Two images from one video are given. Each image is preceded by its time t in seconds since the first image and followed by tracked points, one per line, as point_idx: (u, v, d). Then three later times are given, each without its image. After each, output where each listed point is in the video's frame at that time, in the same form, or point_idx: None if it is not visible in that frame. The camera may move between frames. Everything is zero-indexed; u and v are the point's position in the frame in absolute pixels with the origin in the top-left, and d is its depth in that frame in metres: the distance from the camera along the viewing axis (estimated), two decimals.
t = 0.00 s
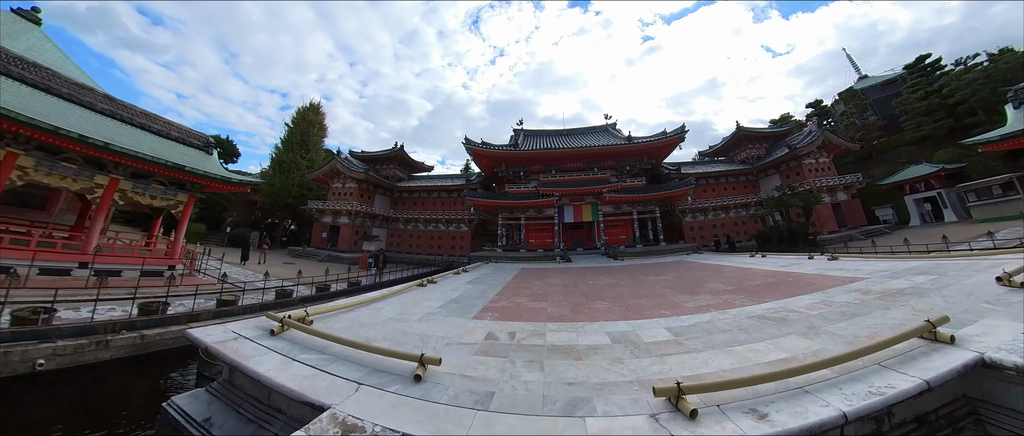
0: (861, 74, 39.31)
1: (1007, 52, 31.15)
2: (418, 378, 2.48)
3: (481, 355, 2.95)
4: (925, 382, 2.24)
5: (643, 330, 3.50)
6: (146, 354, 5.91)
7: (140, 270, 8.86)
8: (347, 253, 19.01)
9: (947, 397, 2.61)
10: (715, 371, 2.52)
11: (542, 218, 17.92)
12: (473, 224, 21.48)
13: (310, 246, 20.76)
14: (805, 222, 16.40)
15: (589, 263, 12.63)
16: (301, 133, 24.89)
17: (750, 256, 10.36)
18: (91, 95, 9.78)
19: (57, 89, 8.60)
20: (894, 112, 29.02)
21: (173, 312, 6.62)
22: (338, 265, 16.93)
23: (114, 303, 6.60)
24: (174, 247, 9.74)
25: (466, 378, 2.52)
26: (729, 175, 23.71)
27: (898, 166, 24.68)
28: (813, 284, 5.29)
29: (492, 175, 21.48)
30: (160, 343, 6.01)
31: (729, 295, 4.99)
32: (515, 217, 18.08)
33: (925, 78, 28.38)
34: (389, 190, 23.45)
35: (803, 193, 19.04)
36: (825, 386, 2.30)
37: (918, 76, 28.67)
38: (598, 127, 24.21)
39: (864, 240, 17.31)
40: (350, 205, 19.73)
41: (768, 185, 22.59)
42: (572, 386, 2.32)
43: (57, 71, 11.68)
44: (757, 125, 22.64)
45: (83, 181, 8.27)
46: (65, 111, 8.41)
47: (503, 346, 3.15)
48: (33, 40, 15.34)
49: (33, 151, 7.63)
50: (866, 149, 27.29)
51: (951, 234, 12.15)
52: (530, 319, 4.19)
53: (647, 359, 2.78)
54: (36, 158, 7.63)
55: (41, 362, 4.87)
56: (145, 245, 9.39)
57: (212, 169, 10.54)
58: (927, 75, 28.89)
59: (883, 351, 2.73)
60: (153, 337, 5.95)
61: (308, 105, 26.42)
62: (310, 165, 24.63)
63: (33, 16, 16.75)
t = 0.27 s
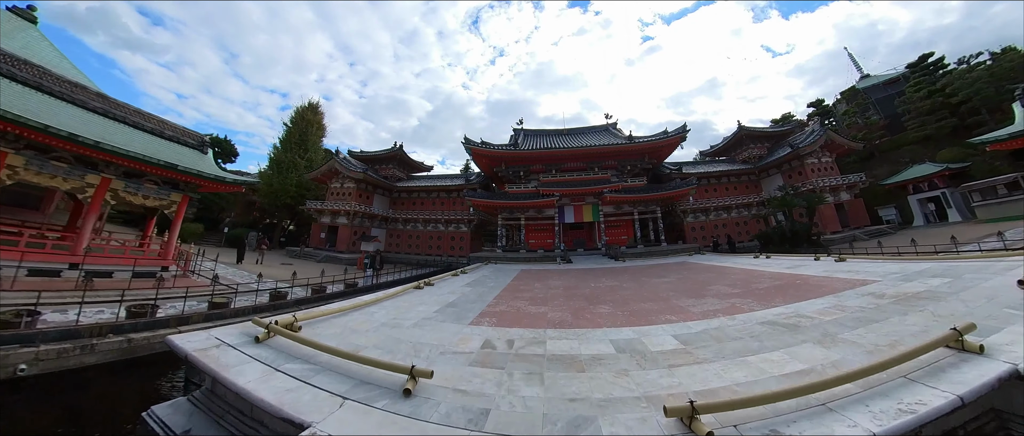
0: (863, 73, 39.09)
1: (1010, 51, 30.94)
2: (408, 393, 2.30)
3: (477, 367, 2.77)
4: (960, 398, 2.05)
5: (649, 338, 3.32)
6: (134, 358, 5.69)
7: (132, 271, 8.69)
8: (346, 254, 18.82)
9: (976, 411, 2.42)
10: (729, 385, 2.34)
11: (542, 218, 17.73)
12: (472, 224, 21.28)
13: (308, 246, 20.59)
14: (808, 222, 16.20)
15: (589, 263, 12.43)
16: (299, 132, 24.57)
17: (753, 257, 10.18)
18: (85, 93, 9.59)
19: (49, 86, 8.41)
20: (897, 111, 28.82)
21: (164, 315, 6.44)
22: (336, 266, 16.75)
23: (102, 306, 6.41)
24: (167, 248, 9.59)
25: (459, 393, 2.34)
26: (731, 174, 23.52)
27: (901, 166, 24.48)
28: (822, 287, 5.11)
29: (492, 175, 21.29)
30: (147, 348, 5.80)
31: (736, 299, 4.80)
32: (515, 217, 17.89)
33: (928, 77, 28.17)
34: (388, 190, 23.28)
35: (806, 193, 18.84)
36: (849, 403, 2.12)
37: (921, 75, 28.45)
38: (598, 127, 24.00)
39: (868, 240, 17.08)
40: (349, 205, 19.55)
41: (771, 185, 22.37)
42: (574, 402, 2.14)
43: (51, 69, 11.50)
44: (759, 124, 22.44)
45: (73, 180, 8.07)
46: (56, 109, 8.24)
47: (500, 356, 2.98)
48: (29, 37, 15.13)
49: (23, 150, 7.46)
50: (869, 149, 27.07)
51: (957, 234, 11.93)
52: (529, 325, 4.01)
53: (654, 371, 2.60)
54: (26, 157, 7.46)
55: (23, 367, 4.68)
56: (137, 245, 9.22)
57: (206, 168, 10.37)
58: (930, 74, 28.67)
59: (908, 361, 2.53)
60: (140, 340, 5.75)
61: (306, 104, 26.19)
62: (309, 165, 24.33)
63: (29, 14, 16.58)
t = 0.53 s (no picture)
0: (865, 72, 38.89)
1: (1012, 50, 30.76)
2: (398, 410, 2.17)
3: (472, 381, 2.65)
4: (987, 419, 1.91)
5: (653, 349, 3.19)
6: (122, 365, 5.53)
7: (126, 274, 8.59)
8: (344, 255, 18.68)
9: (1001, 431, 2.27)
10: (738, 402, 2.20)
11: (542, 219, 17.58)
12: (472, 225, 21.12)
13: (307, 247, 20.46)
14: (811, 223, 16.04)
15: (589, 265, 12.29)
16: (298, 133, 24.40)
17: (756, 258, 10.03)
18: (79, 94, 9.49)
19: (42, 87, 8.31)
20: (899, 111, 28.63)
21: (154, 320, 6.31)
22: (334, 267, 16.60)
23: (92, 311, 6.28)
24: (162, 250, 9.46)
25: (452, 410, 2.20)
26: (732, 175, 23.38)
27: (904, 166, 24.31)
28: (829, 293, 4.97)
29: (492, 175, 21.14)
30: (137, 354, 5.65)
31: (742, 305, 4.66)
32: (514, 218, 17.76)
33: (931, 76, 27.98)
34: (387, 191, 23.16)
35: (808, 194, 18.70)
36: (868, 424, 1.98)
37: (923, 75, 28.27)
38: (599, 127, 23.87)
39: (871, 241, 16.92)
40: (347, 205, 19.41)
41: (772, 185, 22.21)
42: (574, 423, 2.00)
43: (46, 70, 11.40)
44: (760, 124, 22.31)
45: (65, 182, 7.93)
46: (49, 109, 8.12)
47: (496, 369, 2.87)
48: (26, 37, 15.02)
49: (13, 151, 7.33)
50: (871, 148, 26.89)
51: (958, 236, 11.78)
52: (528, 333, 3.87)
53: (659, 386, 2.46)
54: (17, 158, 7.33)
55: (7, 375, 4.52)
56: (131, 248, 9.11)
57: (202, 169, 10.25)
58: (933, 73, 28.48)
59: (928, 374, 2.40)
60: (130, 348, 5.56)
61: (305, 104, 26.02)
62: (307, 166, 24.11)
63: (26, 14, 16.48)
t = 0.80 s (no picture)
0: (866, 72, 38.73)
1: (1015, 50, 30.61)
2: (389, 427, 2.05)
3: (468, 394, 2.53)
4: None
5: (658, 359, 3.07)
6: (111, 371, 5.43)
7: (119, 277, 8.49)
8: (343, 256, 18.54)
9: None
10: (749, 419, 2.09)
11: (542, 220, 17.45)
12: (471, 225, 20.96)
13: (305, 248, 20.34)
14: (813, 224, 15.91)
15: (590, 267, 12.16)
16: (296, 133, 24.25)
17: (759, 260, 9.89)
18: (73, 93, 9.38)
19: (35, 87, 8.19)
20: (901, 111, 28.48)
21: (146, 324, 6.19)
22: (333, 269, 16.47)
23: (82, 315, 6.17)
24: (156, 253, 9.33)
25: (447, 428, 2.07)
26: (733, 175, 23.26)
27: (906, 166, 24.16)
28: (837, 298, 4.83)
29: (491, 176, 21.03)
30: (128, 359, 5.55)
31: (747, 311, 4.54)
32: (514, 218, 17.64)
33: (933, 76, 27.84)
34: (386, 191, 23.03)
35: (810, 194, 18.57)
36: None
37: (925, 75, 28.13)
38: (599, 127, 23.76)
39: (873, 242, 16.79)
40: (346, 206, 19.28)
41: (773, 186, 22.08)
42: None
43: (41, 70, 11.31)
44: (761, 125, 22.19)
45: (58, 183, 7.80)
46: (42, 110, 8.01)
47: (494, 382, 2.74)
48: (22, 36, 14.91)
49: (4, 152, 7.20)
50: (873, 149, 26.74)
51: (960, 238, 11.66)
52: (527, 341, 3.75)
53: (666, 401, 2.33)
54: (9, 158, 7.21)
55: None
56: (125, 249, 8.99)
57: (197, 170, 10.12)
58: (934, 73, 28.35)
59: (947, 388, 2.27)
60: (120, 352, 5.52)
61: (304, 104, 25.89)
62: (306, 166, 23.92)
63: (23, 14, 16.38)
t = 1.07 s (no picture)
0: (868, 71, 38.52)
1: (1018, 49, 30.46)
2: None
3: (463, 403, 2.41)
4: None
5: (663, 365, 2.95)
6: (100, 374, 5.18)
7: (112, 278, 8.37)
8: (341, 256, 18.41)
9: None
10: (760, 432, 1.96)
11: (542, 220, 17.33)
12: (471, 225, 20.81)
13: (304, 249, 20.22)
14: (815, 223, 15.78)
15: (590, 267, 12.03)
16: (295, 132, 24.10)
17: (762, 261, 9.75)
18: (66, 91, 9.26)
19: (27, 85, 8.07)
20: (903, 110, 28.35)
21: (137, 326, 6.05)
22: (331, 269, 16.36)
23: (73, 317, 6.04)
24: (151, 253, 9.15)
25: None
26: (734, 175, 23.13)
27: (907, 166, 24.02)
28: (844, 300, 4.70)
29: (491, 176, 20.90)
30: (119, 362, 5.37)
31: (752, 313, 4.42)
32: (514, 218, 17.53)
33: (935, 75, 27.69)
34: (385, 191, 22.90)
35: (812, 194, 18.45)
36: None
37: (927, 74, 27.99)
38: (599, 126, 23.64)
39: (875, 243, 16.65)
40: (344, 206, 19.16)
41: (774, 185, 21.95)
42: None
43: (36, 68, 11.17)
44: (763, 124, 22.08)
45: (50, 182, 7.67)
46: (35, 108, 7.88)
47: (491, 389, 2.62)
48: (18, 35, 14.78)
49: None
50: (874, 148, 26.61)
51: (959, 239, 11.62)
52: (526, 345, 3.63)
53: (672, 411, 2.21)
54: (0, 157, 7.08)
55: None
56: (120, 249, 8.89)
57: (192, 169, 9.99)
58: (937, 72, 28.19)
59: (963, 397, 2.16)
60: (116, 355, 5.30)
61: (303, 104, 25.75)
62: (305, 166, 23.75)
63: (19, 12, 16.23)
